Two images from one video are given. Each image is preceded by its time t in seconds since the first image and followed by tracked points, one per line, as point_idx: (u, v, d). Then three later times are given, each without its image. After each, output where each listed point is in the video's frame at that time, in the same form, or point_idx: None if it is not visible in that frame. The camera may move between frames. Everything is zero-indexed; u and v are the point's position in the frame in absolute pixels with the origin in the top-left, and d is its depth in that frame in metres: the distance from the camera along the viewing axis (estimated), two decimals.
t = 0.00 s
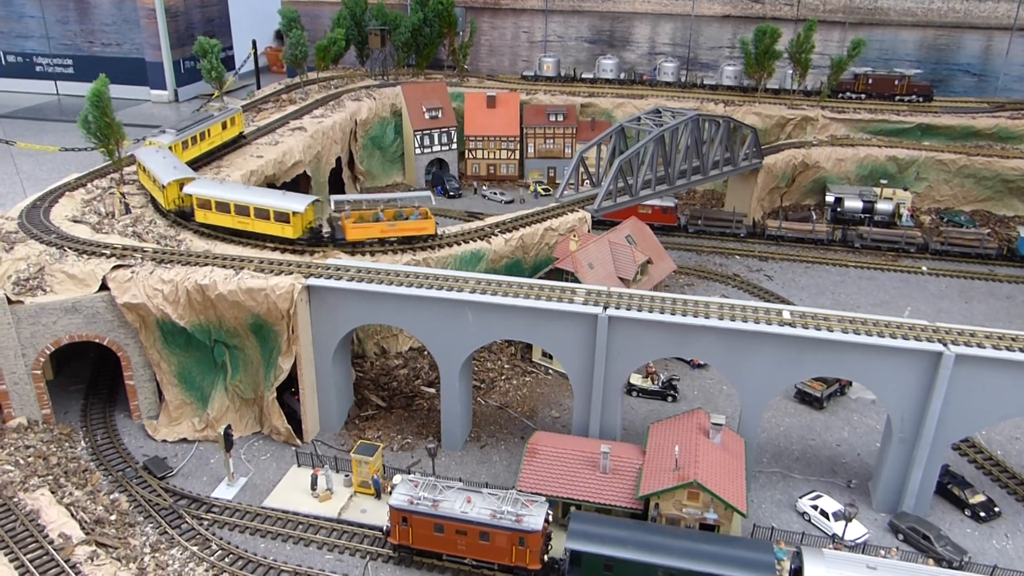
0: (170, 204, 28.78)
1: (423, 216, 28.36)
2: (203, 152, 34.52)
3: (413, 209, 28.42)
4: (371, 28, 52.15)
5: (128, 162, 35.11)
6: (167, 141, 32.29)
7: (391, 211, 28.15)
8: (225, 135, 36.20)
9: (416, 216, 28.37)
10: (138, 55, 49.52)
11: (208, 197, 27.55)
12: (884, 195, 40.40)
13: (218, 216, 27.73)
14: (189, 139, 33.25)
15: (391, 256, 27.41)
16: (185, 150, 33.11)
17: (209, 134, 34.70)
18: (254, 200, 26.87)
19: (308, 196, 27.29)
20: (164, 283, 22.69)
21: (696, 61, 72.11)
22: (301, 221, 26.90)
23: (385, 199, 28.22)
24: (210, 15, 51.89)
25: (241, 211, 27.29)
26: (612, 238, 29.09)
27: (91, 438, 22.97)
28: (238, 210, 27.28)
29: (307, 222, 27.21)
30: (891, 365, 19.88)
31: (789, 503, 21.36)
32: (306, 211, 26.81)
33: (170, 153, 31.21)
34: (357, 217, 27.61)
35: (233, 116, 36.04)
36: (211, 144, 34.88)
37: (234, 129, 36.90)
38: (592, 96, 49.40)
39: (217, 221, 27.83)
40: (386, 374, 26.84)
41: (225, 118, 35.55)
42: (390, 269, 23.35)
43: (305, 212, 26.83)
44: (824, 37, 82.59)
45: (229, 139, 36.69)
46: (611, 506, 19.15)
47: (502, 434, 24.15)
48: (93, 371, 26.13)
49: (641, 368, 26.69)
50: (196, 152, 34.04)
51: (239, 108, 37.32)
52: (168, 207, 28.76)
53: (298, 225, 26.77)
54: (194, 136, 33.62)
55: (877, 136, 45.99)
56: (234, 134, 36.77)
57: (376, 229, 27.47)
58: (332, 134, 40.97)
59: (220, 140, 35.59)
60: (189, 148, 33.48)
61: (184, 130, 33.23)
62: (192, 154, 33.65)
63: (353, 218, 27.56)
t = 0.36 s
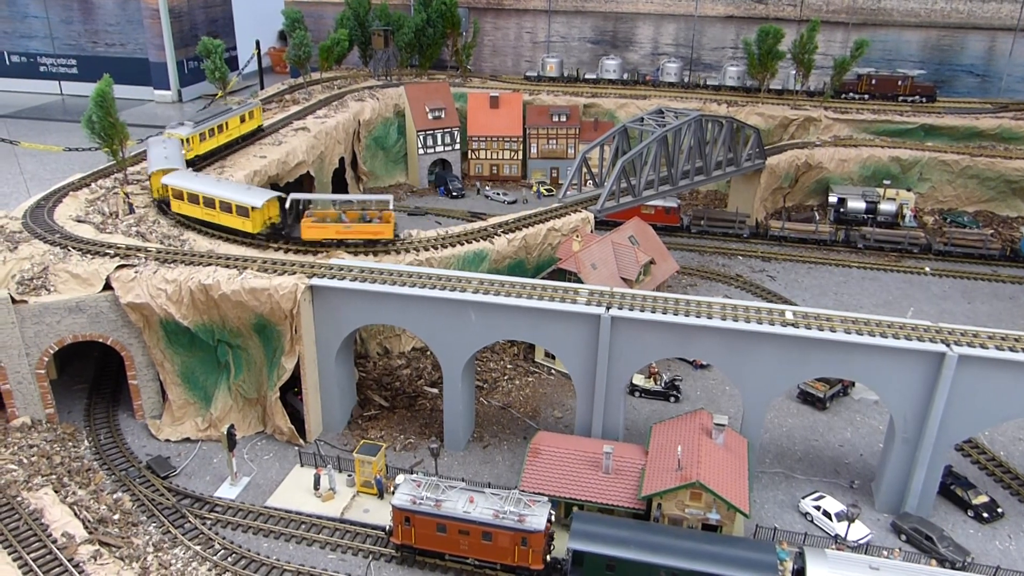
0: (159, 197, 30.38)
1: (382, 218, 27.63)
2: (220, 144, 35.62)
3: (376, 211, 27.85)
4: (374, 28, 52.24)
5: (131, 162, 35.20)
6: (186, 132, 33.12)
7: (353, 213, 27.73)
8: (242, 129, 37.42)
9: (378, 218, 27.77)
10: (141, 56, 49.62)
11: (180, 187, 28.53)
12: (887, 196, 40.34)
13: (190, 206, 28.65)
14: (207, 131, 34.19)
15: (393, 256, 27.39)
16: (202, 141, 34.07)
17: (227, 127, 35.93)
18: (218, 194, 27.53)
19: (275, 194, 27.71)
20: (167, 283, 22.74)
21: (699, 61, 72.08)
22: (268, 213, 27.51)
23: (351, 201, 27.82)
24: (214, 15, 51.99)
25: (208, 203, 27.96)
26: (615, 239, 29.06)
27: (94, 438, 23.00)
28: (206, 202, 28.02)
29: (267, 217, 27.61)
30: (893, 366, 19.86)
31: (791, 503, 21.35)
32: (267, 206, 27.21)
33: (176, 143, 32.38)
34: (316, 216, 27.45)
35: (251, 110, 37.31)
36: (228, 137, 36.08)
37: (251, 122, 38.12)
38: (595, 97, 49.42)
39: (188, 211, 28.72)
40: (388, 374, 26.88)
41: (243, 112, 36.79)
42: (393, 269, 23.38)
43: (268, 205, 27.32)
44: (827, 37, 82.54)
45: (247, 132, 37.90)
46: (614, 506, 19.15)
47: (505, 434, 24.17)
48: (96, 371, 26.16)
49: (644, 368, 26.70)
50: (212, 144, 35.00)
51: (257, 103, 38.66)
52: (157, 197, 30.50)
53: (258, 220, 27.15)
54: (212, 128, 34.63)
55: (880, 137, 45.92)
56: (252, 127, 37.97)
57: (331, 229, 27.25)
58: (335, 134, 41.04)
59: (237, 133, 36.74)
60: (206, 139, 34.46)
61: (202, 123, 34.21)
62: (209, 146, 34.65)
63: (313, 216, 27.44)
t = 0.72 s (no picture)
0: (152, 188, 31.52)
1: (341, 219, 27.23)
2: (239, 137, 36.81)
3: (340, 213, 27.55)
4: (376, 29, 52.35)
5: (135, 162, 35.29)
6: (207, 124, 34.22)
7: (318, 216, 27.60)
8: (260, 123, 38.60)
9: (341, 220, 27.37)
10: (144, 56, 49.73)
11: (162, 178, 29.45)
12: (889, 197, 40.30)
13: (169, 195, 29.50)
14: (226, 124, 35.32)
15: (396, 257, 27.20)
16: (222, 134, 35.22)
17: (245, 122, 37.06)
18: (191, 186, 28.16)
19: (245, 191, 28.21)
20: (171, 284, 22.80)
21: (701, 62, 72.14)
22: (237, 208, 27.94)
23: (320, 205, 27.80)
24: (216, 16, 52.11)
25: (184, 194, 28.70)
26: (617, 239, 29.06)
27: (97, 438, 23.06)
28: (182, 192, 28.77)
29: (234, 211, 27.92)
30: (895, 366, 19.88)
31: (793, 504, 21.37)
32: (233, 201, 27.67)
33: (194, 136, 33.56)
34: (281, 215, 27.65)
35: (269, 105, 38.51)
36: (246, 131, 37.23)
37: (268, 117, 39.27)
38: (597, 98, 49.49)
39: (169, 201, 29.56)
40: (391, 375, 26.89)
41: (261, 107, 37.99)
42: (396, 270, 23.43)
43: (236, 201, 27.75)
44: (829, 38, 82.59)
45: (264, 127, 39.04)
46: (615, 507, 19.19)
47: (507, 434, 24.21)
48: (99, 371, 26.23)
49: (646, 369, 26.72)
50: (231, 137, 36.13)
51: (274, 99, 39.82)
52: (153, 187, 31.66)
53: (225, 214, 27.48)
54: (230, 122, 35.79)
55: (883, 138, 45.91)
56: (269, 122, 39.12)
57: (289, 228, 27.16)
58: (338, 135, 41.13)
59: (256, 127, 38.02)
60: (225, 133, 35.62)
61: (222, 117, 35.32)
62: (228, 139, 35.81)
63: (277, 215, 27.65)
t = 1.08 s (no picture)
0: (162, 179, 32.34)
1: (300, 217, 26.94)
2: (258, 131, 38.12)
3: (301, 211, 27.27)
4: (378, 31, 52.50)
5: (137, 163, 35.35)
6: (226, 119, 35.60)
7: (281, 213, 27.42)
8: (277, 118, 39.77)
9: (301, 219, 27.06)
10: (146, 58, 49.81)
11: (152, 168, 30.17)
12: (890, 199, 40.29)
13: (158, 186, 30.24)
14: (245, 118, 36.61)
15: (398, 258, 27.17)
16: (241, 128, 36.58)
17: (262, 116, 38.26)
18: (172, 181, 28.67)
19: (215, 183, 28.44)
20: (173, 285, 22.86)
21: (703, 64, 72.19)
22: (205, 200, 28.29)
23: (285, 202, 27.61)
24: (218, 18, 52.22)
25: (167, 186, 29.33)
26: (618, 242, 29.09)
27: (99, 438, 23.12)
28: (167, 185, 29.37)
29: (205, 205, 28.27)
30: (896, 368, 19.90)
31: (794, 505, 21.38)
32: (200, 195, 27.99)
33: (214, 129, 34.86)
34: (246, 211, 27.69)
35: (285, 101, 39.45)
36: (263, 125, 38.47)
37: (285, 112, 40.41)
38: (599, 99, 49.53)
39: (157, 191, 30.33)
40: (393, 376, 26.89)
41: (278, 102, 39.06)
42: (398, 272, 23.48)
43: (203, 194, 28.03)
44: (830, 40, 82.65)
45: (280, 121, 40.12)
46: (616, 507, 19.22)
47: (508, 436, 24.24)
48: (102, 372, 26.28)
49: (647, 371, 26.75)
50: (250, 131, 37.49)
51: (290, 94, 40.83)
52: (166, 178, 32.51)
53: (195, 206, 27.97)
54: (249, 116, 37.10)
55: (884, 139, 45.90)
56: (286, 116, 40.24)
57: (250, 224, 27.21)
58: (340, 137, 41.20)
59: (275, 121, 39.27)
60: (245, 127, 36.94)
61: (241, 111, 36.63)
62: (247, 132, 37.17)
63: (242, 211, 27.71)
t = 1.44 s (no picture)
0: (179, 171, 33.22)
1: (263, 214, 27.49)
2: (274, 126, 39.41)
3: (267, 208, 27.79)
4: (381, 33, 52.70)
5: (140, 165, 35.40)
6: (246, 113, 36.95)
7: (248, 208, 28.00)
8: (292, 113, 41.05)
9: (265, 216, 27.59)
10: (149, 59, 49.90)
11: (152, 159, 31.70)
12: (893, 200, 40.26)
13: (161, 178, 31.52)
14: (263, 113, 37.86)
15: (401, 258, 27.17)
16: (260, 122, 37.90)
17: (278, 112, 39.49)
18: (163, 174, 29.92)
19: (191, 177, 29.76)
20: (175, 286, 22.89)
21: (705, 65, 72.21)
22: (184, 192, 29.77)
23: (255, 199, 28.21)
24: (221, 19, 52.30)
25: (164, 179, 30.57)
26: (621, 243, 29.09)
27: (102, 439, 23.16)
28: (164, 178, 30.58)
29: (184, 197, 29.77)
30: (899, 370, 19.88)
31: (797, 507, 21.37)
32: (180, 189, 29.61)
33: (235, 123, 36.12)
34: (218, 203, 28.44)
35: (300, 97, 40.77)
36: (280, 121, 39.72)
37: (300, 108, 41.66)
38: (601, 101, 49.53)
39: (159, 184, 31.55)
40: (395, 377, 26.86)
41: (294, 99, 40.34)
42: (401, 273, 23.50)
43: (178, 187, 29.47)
44: (833, 41, 82.59)
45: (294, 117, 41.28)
46: (618, 509, 19.21)
47: (511, 437, 24.25)
48: (105, 373, 26.32)
49: (649, 372, 26.72)
50: (268, 126, 38.82)
51: (304, 91, 42.05)
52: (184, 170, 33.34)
53: (173, 195, 29.48)
54: (267, 111, 38.36)
55: (886, 141, 45.84)
56: (300, 112, 41.39)
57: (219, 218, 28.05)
58: (342, 138, 41.24)
59: (291, 115, 40.58)
60: (263, 121, 38.18)
61: (258, 106, 37.90)
62: (265, 126, 38.50)
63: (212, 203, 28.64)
